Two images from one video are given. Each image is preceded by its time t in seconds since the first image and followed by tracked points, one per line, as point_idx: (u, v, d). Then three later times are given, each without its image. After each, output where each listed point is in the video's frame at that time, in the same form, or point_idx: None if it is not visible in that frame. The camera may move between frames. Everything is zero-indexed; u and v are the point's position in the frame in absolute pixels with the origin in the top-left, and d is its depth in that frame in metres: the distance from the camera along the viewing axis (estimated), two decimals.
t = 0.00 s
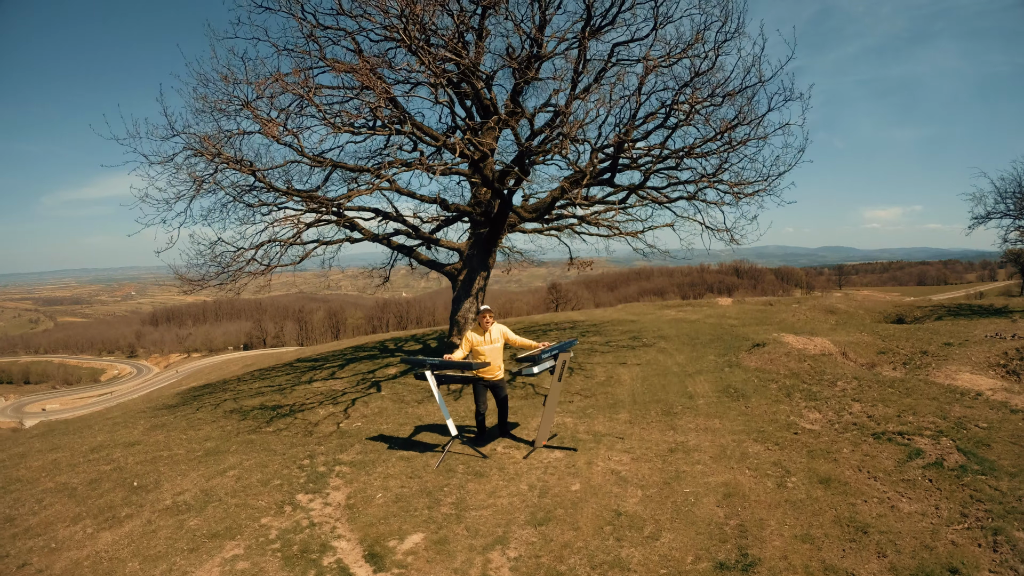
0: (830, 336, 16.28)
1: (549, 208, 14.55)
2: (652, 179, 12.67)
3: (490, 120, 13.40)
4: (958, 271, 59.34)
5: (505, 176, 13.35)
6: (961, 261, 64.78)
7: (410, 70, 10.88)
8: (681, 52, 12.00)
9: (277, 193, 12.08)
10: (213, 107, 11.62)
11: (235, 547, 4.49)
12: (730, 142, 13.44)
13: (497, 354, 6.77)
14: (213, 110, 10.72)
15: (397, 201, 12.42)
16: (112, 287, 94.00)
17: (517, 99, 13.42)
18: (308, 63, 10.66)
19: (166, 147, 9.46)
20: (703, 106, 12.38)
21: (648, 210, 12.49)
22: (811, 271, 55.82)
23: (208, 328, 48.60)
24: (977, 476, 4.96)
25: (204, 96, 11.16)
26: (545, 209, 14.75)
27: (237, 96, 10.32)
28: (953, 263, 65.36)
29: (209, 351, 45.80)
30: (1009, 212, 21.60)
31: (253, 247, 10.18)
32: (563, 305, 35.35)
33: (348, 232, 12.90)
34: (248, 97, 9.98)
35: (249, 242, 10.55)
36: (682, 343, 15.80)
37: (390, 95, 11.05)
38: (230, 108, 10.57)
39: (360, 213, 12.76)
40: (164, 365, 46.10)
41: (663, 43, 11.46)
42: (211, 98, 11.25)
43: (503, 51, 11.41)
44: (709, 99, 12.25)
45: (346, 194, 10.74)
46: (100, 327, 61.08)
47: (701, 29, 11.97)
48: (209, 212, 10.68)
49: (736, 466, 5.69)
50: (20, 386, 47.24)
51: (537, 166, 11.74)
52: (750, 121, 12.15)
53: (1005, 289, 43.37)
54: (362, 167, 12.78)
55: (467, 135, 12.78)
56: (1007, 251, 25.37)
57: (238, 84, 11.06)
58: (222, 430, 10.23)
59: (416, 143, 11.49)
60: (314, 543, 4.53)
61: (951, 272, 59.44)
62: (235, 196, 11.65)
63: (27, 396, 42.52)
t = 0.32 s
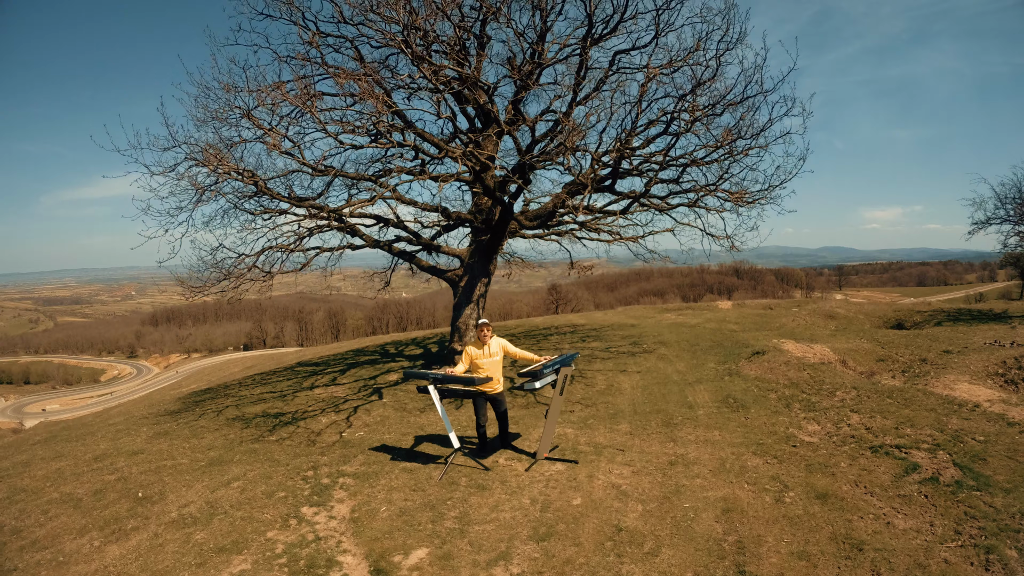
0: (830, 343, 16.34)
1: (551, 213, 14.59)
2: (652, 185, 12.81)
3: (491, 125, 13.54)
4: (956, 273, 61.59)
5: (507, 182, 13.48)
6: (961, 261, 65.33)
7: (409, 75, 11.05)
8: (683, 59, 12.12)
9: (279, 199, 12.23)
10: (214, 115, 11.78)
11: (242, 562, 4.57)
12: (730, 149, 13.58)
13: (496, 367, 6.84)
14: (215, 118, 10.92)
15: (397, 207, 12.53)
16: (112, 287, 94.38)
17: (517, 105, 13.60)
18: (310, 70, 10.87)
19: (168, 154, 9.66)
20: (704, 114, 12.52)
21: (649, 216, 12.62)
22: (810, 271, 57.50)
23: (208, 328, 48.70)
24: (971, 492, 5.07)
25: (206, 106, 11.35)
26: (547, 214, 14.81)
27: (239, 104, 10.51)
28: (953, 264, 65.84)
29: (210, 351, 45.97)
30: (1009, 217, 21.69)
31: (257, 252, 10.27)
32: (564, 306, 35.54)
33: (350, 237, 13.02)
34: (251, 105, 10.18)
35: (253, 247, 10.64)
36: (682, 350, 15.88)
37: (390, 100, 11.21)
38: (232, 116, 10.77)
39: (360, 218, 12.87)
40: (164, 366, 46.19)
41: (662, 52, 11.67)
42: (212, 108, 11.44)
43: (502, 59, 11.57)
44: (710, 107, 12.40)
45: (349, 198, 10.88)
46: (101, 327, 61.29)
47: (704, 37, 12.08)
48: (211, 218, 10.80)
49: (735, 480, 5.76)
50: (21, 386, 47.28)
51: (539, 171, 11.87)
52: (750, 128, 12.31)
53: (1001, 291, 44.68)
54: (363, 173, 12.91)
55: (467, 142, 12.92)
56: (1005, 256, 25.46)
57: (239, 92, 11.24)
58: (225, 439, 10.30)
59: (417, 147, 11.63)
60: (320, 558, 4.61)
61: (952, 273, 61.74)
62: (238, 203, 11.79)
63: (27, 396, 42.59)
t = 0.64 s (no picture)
0: (829, 350, 16.41)
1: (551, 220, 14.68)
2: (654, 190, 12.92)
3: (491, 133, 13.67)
4: (954, 271, 62.79)
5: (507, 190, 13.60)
6: (962, 260, 65.70)
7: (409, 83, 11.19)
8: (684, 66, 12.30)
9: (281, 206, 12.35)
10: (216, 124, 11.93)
11: None
12: (729, 157, 13.71)
13: (497, 381, 6.92)
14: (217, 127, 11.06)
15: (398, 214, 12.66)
16: (113, 288, 94.63)
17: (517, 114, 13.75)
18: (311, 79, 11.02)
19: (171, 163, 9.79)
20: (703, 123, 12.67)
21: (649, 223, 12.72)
22: (810, 270, 58.04)
23: (207, 328, 48.82)
24: (966, 508, 5.21)
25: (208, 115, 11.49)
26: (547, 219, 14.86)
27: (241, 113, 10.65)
28: (952, 265, 66.30)
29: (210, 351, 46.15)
30: (1008, 222, 21.79)
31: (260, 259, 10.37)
32: (563, 305, 35.76)
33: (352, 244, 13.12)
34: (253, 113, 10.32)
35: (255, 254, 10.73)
36: (682, 356, 15.97)
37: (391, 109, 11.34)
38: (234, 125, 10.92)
39: (362, 226, 12.98)
40: (164, 367, 46.29)
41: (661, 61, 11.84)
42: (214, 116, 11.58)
43: (502, 66, 11.68)
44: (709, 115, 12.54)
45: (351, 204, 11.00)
46: (102, 329, 61.58)
47: (706, 45, 12.27)
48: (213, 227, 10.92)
49: (733, 493, 5.86)
50: (21, 386, 47.33)
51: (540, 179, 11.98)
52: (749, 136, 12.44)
53: (1001, 290, 45.61)
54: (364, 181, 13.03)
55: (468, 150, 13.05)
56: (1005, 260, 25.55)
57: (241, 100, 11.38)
58: (227, 448, 10.37)
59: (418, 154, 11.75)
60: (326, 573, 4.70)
61: (949, 271, 63.72)
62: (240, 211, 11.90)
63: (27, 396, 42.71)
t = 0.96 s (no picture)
0: (828, 356, 16.50)
1: (552, 226, 14.78)
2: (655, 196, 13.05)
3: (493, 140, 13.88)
4: (954, 271, 63.37)
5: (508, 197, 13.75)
6: (961, 261, 65.98)
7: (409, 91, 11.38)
8: (684, 75, 12.63)
9: (284, 212, 12.54)
10: (221, 133, 12.16)
11: None
12: (728, 165, 13.87)
13: (500, 395, 7.04)
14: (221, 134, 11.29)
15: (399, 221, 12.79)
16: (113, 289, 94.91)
17: (517, 122, 13.98)
18: (315, 87, 11.25)
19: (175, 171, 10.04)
20: (701, 130, 12.85)
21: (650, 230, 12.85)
22: (810, 271, 58.38)
23: (208, 329, 49.02)
24: (959, 523, 5.33)
25: (212, 124, 11.71)
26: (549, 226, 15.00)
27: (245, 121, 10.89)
28: (953, 264, 66.83)
29: (210, 353, 46.32)
30: (1008, 228, 21.90)
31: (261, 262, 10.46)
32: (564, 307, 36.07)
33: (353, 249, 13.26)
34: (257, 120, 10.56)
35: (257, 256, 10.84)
36: (682, 362, 16.07)
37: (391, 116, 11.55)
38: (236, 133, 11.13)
39: (362, 232, 13.12)
40: (164, 368, 46.37)
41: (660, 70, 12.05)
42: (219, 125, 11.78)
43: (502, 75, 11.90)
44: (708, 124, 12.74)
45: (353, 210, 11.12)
46: (102, 330, 61.37)
47: (704, 55, 12.65)
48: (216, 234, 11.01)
49: (730, 507, 5.97)
50: (21, 386, 47.35)
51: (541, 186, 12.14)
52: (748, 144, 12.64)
53: (1002, 291, 46.02)
54: (367, 188, 13.24)
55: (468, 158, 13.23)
56: (1004, 264, 25.64)
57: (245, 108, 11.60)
58: (230, 457, 10.47)
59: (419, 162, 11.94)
60: None
61: (949, 271, 64.41)
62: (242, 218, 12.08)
63: (29, 397, 42.84)
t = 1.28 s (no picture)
0: (827, 363, 16.62)
1: (553, 234, 14.89)
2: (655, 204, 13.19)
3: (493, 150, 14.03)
4: (954, 271, 63.99)
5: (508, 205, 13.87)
6: (961, 261, 66.47)
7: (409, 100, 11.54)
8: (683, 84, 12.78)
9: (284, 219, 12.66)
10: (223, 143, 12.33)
11: None
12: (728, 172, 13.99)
13: (505, 408, 7.16)
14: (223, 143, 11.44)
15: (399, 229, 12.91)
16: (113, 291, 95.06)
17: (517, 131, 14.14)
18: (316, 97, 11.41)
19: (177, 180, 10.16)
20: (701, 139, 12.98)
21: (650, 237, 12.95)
22: (810, 271, 58.73)
23: (209, 329, 49.16)
24: (950, 539, 5.47)
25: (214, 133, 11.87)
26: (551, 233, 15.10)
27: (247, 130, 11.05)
28: (953, 264, 67.33)
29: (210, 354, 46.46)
30: (1007, 233, 22.07)
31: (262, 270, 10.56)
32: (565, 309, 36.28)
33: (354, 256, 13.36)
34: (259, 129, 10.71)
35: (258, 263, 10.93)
36: (681, 369, 16.20)
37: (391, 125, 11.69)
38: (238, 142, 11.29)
39: (363, 240, 13.27)
40: (164, 370, 46.08)
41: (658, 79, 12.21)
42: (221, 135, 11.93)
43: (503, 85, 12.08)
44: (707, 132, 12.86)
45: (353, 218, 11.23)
46: (103, 330, 61.51)
47: (703, 65, 12.86)
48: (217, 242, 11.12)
49: (726, 520, 6.10)
50: (20, 386, 47.36)
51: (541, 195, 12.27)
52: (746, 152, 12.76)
53: (1002, 290, 46.43)
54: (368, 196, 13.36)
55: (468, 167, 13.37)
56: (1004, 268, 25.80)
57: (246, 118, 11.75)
58: (233, 466, 10.58)
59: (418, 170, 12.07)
60: None
61: (948, 270, 64.94)
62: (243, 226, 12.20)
63: (29, 398, 42.89)
